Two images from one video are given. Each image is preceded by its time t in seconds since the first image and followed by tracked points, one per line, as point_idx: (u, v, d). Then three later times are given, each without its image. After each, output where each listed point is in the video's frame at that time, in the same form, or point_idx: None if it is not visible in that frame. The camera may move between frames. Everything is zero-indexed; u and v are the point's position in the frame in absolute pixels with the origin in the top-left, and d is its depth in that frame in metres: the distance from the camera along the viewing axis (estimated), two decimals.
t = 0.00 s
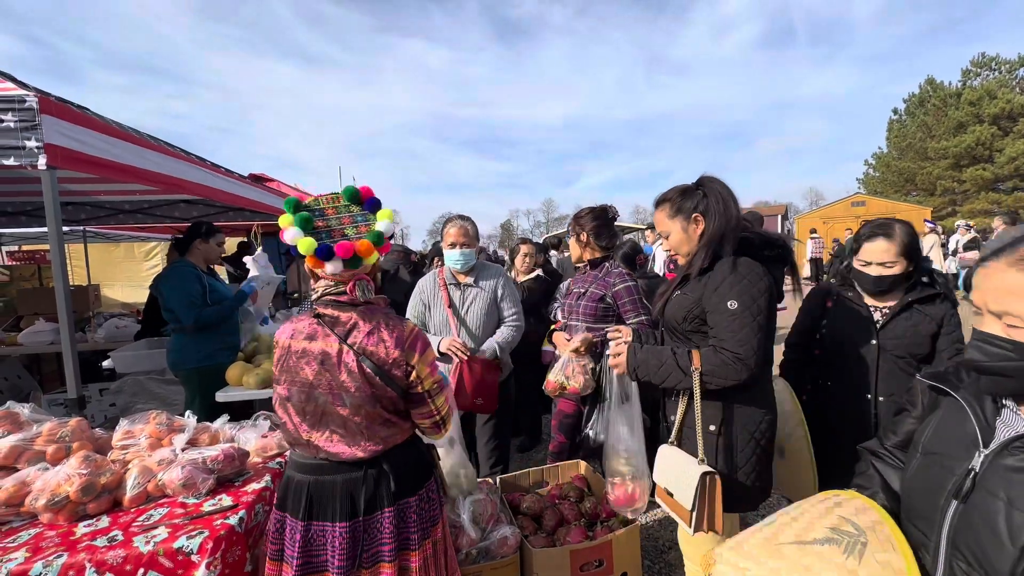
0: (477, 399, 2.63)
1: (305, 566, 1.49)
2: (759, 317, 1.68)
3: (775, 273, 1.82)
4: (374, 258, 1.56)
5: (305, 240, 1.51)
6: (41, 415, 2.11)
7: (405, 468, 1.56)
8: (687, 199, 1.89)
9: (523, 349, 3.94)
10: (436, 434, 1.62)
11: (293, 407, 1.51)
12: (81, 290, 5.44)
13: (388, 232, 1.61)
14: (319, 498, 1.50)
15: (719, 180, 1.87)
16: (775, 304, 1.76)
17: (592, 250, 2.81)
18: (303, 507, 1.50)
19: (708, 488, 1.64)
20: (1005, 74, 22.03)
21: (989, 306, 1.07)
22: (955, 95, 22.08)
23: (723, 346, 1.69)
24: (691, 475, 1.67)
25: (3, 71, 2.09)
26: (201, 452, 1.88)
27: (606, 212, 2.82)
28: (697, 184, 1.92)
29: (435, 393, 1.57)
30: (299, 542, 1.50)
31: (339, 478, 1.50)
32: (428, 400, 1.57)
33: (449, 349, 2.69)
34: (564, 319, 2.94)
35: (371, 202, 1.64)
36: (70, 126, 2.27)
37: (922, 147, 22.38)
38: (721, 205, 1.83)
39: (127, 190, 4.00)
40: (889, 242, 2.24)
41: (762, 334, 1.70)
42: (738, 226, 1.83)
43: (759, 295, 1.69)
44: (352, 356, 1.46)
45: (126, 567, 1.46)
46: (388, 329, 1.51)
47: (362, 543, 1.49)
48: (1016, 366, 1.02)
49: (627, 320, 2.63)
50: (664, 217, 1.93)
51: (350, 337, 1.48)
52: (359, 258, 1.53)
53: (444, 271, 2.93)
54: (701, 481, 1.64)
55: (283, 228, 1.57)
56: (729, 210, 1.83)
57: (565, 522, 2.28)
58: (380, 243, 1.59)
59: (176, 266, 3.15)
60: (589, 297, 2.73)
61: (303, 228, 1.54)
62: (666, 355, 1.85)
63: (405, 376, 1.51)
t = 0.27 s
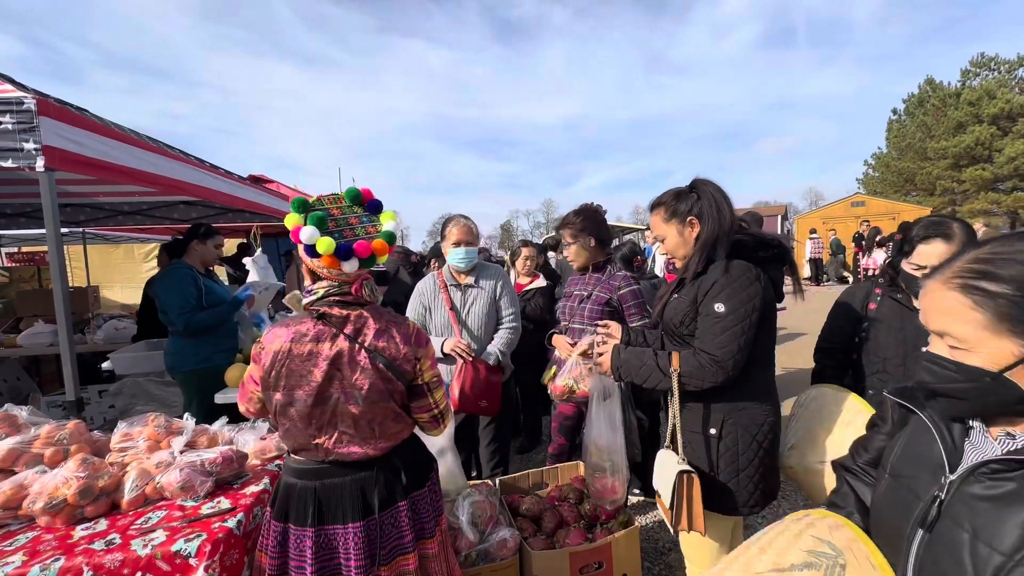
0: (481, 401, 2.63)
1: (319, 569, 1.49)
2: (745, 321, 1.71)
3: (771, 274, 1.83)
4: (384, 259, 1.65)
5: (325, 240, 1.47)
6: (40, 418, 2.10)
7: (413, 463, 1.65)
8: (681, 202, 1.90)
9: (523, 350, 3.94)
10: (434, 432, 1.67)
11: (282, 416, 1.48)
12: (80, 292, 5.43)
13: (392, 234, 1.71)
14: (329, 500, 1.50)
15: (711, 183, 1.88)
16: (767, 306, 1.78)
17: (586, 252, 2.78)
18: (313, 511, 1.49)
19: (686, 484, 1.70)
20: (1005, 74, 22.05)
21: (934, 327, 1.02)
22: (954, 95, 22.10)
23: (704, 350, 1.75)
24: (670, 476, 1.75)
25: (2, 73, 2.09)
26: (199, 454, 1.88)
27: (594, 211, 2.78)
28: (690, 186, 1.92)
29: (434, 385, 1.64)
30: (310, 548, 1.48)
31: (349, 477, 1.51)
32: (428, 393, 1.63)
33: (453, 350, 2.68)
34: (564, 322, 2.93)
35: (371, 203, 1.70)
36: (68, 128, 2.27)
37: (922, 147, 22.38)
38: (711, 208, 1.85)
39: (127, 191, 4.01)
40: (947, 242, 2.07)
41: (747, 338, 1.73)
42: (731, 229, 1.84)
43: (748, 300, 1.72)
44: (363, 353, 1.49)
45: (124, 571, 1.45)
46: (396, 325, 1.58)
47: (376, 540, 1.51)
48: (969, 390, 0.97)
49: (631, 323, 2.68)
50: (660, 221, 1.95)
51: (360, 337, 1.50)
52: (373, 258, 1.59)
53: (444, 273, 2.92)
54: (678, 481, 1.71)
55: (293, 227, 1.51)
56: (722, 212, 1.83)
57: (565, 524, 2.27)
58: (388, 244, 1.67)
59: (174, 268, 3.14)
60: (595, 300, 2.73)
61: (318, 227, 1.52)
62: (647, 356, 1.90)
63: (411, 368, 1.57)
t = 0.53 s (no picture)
0: (486, 400, 2.62)
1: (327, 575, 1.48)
2: (741, 322, 1.71)
3: (765, 275, 1.84)
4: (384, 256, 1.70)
5: (339, 235, 1.48)
6: (35, 423, 2.09)
7: (415, 461, 1.68)
8: (672, 207, 1.92)
9: (523, 353, 3.94)
10: (437, 424, 1.72)
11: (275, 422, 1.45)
12: (77, 295, 5.42)
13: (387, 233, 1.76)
14: (334, 506, 1.49)
15: (701, 187, 1.90)
16: (762, 308, 1.77)
17: (585, 259, 2.76)
18: (319, 518, 1.48)
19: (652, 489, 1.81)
20: (1002, 75, 22.13)
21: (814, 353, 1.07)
22: (952, 96, 22.18)
23: (701, 354, 1.74)
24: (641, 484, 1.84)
25: None
26: (196, 459, 1.87)
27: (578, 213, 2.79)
28: (680, 192, 1.94)
29: (433, 383, 1.66)
30: (317, 555, 1.47)
31: (354, 481, 1.51)
32: (428, 391, 1.65)
33: (456, 351, 2.67)
34: (564, 329, 2.93)
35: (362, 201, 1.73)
36: (64, 131, 2.26)
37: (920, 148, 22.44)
38: (702, 212, 1.85)
39: (124, 194, 4.00)
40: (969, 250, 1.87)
41: (743, 339, 1.73)
42: (723, 232, 1.84)
43: (742, 301, 1.72)
44: (367, 353, 1.49)
45: None
46: (398, 326, 1.60)
47: (384, 541, 1.52)
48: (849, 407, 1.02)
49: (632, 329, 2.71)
50: (653, 226, 1.97)
51: (366, 340, 1.50)
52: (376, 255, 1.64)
53: (442, 275, 2.90)
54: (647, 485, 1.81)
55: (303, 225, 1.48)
56: (713, 217, 1.84)
57: (563, 528, 2.26)
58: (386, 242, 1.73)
59: (169, 271, 3.14)
60: (598, 306, 2.74)
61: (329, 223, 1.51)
62: (644, 370, 1.92)
63: (412, 368, 1.59)
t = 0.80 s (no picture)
0: (486, 403, 2.61)
1: None
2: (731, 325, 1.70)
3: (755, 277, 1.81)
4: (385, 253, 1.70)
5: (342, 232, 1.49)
6: (28, 428, 2.07)
7: (415, 464, 1.67)
8: (660, 213, 1.98)
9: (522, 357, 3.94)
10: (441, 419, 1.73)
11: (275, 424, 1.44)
12: (73, 298, 5.39)
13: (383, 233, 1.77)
14: (334, 510, 1.48)
15: (688, 194, 1.95)
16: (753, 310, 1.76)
17: (584, 267, 2.77)
18: (319, 522, 1.46)
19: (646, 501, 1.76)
20: (997, 77, 22.25)
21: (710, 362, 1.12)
22: (948, 98, 22.28)
23: (694, 360, 1.75)
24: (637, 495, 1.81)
25: None
26: (190, 464, 1.85)
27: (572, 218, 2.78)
28: (666, 199, 2.00)
29: (433, 383, 1.65)
30: (317, 560, 1.45)
31: (354, 485, 1.49)
32: (429, 391, 1.65)
33: (454, 354, 2.66)
34: (563, 333, 2.93)
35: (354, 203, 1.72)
36: (59, 134, 2.25)
37: (916, 150, 22.52)
38: (687, 217, 1.90)
39: (120, 197, 3.98)
40: (937, 250, 1.78)
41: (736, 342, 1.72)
42: (709, 237, 1.87)
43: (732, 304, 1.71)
44: (368, 354, 1.48)
45: None
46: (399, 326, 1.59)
47: (384, 545, 1.51)
48: (746, 410, 1.06)
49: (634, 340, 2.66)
50: (643, 234, 2.04)
51: (366, 341, 1.50)
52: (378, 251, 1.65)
53: (441, 277, 2.89)
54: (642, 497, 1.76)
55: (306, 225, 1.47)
56: (697, 222, 1.89)
57: (562, 532, 2.25)
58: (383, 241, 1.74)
59: (161, 275, 3.10)
60: (600, 311, 2.77)
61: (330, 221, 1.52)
62: (645, 387, 1.91)
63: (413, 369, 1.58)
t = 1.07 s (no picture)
0: (481, 405, 2.62)
1: None
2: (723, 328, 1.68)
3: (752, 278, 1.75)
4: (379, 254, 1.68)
5: (332, 233, 1.47)
6: (21, 433, 2.06)
7: (414, 469, 1.66)
8: (656, 214, 1.99)
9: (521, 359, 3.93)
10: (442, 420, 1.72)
11: (271, 427, 1.43)
12: (69, 302, 5.37)
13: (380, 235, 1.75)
14: (332, 515, 1.47)
15: (685, 196, 1.96)
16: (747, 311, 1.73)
17: (584, 273, 2.81)
18: (316, 527, 1.46)
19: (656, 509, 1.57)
20: (992, 78, 22.39)
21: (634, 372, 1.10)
22: (943, 100, 22.41)
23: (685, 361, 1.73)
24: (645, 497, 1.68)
25: None
26: (185, 469, 1.84)
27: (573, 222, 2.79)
28: (663, 201, 2.01)
29: (433, 385, 1.64)
30: (314, 565, 1.44)
31: (351, 489, 1.48)
32: (429, 394, 1.64)
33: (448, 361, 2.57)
34: (563, 336, 2.94)
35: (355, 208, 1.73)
36: (53, 138, 2.24)
37: (912, 151, 22.63)
38: (682, 219, 1.91)
39: (115, 200, 3.96)
40: (925, 250, 1.76)
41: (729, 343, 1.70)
42: (703, 239, 1.88)
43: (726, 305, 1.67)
44: (365, 358, 1.47)
45: None
46: (395, 330, 1.57)
47: (382, 551, 1.50)
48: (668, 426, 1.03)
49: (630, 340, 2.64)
50: (639, 235, 2.05)
51: (364, 344, 1.49)
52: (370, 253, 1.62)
53: (438, 279, 2.89)
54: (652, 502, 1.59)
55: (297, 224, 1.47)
56: (692, 224, 1.90)
57: (559, 535, 2.24)
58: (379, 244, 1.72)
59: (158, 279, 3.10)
60: (601, 314, 2.78)
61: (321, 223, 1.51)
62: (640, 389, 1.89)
63: (412, 372, 1.57)
